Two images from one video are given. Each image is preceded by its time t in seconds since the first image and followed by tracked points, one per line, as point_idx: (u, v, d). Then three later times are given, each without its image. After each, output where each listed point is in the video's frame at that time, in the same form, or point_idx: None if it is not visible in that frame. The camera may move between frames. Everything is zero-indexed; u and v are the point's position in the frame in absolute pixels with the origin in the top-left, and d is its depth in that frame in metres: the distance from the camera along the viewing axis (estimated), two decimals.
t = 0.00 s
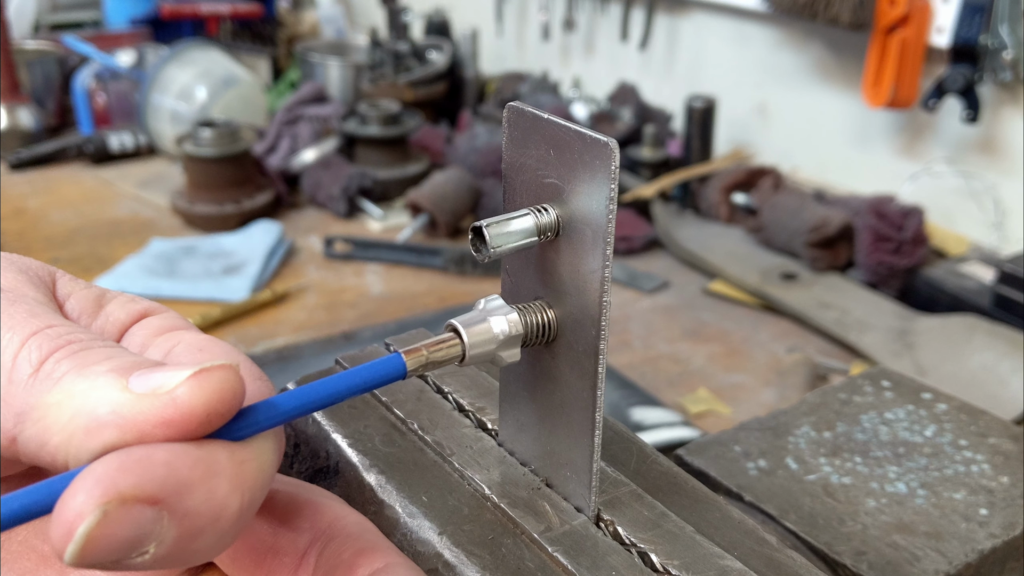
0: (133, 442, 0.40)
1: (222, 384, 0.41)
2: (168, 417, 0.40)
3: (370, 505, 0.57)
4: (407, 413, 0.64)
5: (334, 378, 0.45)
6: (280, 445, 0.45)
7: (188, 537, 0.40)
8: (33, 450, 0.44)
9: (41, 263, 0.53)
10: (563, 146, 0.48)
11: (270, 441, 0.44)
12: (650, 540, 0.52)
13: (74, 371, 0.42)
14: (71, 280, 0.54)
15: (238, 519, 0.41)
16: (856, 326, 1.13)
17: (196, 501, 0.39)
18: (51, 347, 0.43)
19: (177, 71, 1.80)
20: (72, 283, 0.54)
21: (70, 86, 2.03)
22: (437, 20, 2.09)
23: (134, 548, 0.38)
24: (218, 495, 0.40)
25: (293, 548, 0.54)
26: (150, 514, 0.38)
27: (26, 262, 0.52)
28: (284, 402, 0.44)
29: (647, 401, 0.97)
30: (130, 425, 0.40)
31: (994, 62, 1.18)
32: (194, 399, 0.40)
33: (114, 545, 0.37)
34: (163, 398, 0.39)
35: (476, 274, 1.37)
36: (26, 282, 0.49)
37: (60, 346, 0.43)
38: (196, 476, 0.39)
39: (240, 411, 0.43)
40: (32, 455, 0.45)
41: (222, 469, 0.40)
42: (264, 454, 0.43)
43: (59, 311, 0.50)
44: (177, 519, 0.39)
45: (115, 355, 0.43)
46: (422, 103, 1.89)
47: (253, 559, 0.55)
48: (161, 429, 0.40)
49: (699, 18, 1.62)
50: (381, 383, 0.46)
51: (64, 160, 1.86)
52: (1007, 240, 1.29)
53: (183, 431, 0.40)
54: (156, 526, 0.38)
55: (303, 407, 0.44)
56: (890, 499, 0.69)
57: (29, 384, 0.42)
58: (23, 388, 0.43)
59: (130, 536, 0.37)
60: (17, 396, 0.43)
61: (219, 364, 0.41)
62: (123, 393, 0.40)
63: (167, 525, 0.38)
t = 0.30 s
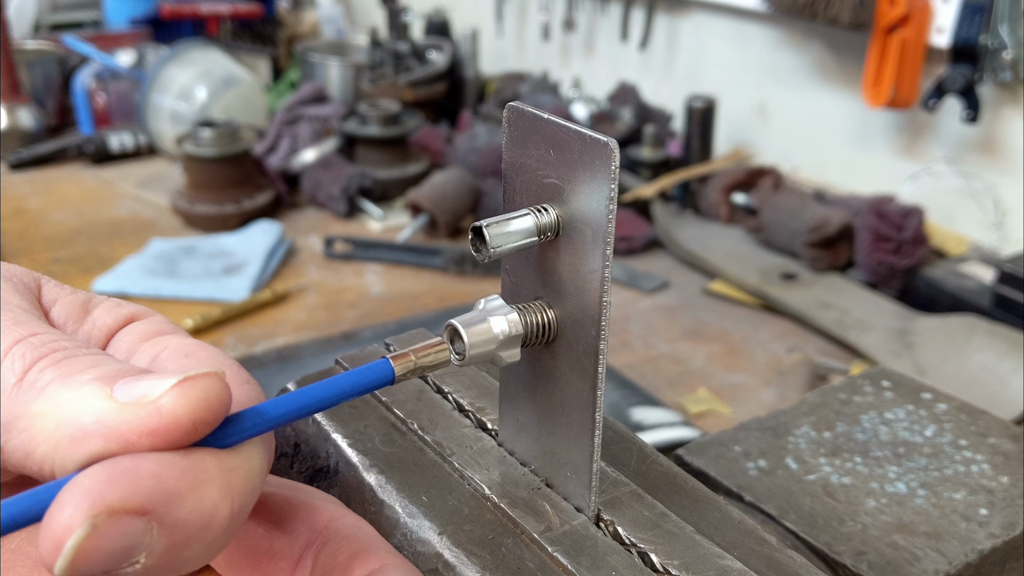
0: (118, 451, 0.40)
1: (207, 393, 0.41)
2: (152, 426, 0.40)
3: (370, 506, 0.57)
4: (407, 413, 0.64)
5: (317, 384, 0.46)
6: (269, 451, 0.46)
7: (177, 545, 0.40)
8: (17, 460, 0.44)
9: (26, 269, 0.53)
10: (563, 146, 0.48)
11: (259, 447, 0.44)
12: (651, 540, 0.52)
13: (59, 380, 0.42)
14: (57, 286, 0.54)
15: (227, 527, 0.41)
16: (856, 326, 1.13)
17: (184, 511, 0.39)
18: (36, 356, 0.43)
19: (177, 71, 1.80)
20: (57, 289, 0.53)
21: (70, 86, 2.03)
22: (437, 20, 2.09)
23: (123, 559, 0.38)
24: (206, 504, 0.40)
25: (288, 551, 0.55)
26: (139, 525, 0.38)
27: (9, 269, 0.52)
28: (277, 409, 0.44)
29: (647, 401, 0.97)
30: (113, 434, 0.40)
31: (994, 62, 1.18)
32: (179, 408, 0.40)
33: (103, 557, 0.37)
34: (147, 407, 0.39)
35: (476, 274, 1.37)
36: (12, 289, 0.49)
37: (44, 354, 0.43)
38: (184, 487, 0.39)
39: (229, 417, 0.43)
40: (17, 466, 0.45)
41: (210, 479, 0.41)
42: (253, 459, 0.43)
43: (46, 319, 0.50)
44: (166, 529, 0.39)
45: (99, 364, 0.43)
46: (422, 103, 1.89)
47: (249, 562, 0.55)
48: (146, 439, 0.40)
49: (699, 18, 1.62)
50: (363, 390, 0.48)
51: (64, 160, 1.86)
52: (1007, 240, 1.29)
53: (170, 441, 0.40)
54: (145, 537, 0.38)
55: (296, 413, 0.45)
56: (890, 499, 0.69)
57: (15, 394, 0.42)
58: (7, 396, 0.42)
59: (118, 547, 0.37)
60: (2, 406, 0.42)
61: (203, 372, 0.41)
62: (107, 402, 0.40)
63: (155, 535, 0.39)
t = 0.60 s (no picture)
0: (145, 437, 0.41)
1: (234, 380, 0.41)
2: (179, 412, 0.40)
3: (370, 505, 0.57)
4: (407, 413, 0.64)
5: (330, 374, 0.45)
6: (286, 439, 0.45)
7: (201, 532, 0.40)
8: (47, 447, 0.45)
9: (44, 264, 0.53)
10: (563, 146, 0.48)
11: (277, 437, 0.44)
12: (651, 540, 0.52)
13: (84, 368, 0.42)
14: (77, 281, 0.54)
15: (248, 514, 0.41)
16: (856, 326, 1.13)
17: (207, 496, 0.39)
18: (59, 345, 0.43)
19: (177, 71, 1.80)
20: (76, 284, 0.54)
21: (70, 86, 2.03)
22: (437, 20, 2.09)
23: (147, 545, 0.38)
24: (229, 490, 0.40)
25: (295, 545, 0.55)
26: (163, 511, 0.38)
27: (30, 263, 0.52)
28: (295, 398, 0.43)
29: (647, 401, 0.97)
30: (140, 420, 0.40)
31: (994, 62, 1.18)
32: (205, 394, 0.40)
33: (128, 543, 0.37)
34: (173, 393, 0.39)
35: (476, 274, 1.37)
36: (31, 282, 0.49)
37: (70, 343, 0.43)
38: (208, 473, 0.40)
39: (251, 406, 0.43)
40: (45, 451, 0.45)
41: (232, 466, 0.41)
42: (272, 450, 0.43)
43: (65, 311, 0.50)
44: (189, 516, 0.39)
45: (124, 352, 0.43)
46: (422, 103, 1.89)
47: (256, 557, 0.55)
48: (173, 424, 0.40)
49: (699, 18, 1.62)
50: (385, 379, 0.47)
51: (64, 160, 1.86)
52: (1007, 240, 1.29)
53: (196, 427, 0.40)
54: (169, 523, 0.38)
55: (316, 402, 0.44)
56: (890, 499, 0.69)
57: (41, 382, 0.43)
58: (34, 384, 0.43)
59: (143, 532, 0.37)
60: (30, 392, 0.43)
61: (229, 360, 0.41)
62: (133, 389, 0.40)
63: (179, 521, 0.39)
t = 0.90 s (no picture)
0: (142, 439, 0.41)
1: (229, 381, 0.41)
2: (173, 415, 0.40)
3: (370, 506, 0.57)
4: (406, 413, 0.64)
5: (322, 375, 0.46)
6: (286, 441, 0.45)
7: (199, 532, 0.40)
8: (41, 452, 0.44)
9: (38, 267, 0.53)
10: (563, 146, 0.48)
11: (275, 438, 0.44)
12: (650, 540, 0.52)
13: (79, 373, 0.42)
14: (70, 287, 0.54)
15: (247, 515, 0.41)
16: (856, 326, 1.13)
17: (206, 499, 0.39)
18: (53, 350, 0.43)
19: (177, 71, 1.80)
20: (69, 288, 0.53)
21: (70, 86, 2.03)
22: (437, 20, 2.09)
23: (147, 546, 0.38)
24: (227, 491, 0.40)
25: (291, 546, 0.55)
26: (162, 512, 0.38)
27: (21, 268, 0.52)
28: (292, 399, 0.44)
29: (647, 401, 0.97)
30: (136, 424, 0.40)
31: (994, 62, 1.18)
32: (201, 396, 0.40)
33: (127, 544, 0.37)
34: (169, 396, 0.39)
35: (476, 274, 1.37)
36: (24, 287, 0.49)
37: (63, 349, 0.43)
38: (207, 475, 0.39)
39: (248, 407, 0.43)
40: (41, 457, 0.45)
41: (230, 467, 0.41)
42: (270, 451, 0.43)
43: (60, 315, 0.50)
44: (187, 517, 0.39)
45: (118, 356, 0.43)
46: (422, 103, 1.89)
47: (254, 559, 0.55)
48: (169, 427, 0.40)
49: (699, 18, 1.62)
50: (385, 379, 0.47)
51: (64, 160, 1.86)
52: (1007, 240, 1.29)
53: (191, 429, 0.40)
54: (168, 524, 0.38)
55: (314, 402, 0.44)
56: (890, 499, 0.69)
57: (35, 387, 0.42)
58: (27, 390, 0.43)
59: (143, 534, 0.37)
60: (23, 399, 0.43)
61: (224, 362, 0.41)
62: (129, 392, 0.40)
63: (178, 523, 0.39)
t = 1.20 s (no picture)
0: None
1: None
2: None
3: (369, 506, 0.57)
4: (406, 413, 0.64)
5: (95, 493, 0.58)
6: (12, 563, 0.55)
7: None
8: None
9: None
10: (563, 146, 0.48)
11: None
12: (651, 540, 0.52)
13: None
14: None
15: None
16: (856, 326, 1.13)
17: None
18: None
19: (177, 71, 1.81)
20: None
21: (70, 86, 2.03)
22: (437, 20, 2.09)
23: None
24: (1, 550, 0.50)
25: None
26: None
27: None
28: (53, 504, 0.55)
29: (648, 400, 0.97)
30: None
31: (993, 62, 1.18)
32: None
33: None
34: None
35: (476, 274, 1.38)
36: None
37: None
38: None
39: None
40: None
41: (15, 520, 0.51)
42: None
43: None
44: None
45: None
46: (422, 103, 1.89)
47: None
48: None
49: (699, 18, 1.63)
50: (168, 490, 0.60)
51: (64, 160, 1.86)
52: (1007, 240, 1.29)
53: None
54: None
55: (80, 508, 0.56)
56: (890, 499, 0.69)
57: None
58: None
59: None
60: None
61: None
62: None
63: None
